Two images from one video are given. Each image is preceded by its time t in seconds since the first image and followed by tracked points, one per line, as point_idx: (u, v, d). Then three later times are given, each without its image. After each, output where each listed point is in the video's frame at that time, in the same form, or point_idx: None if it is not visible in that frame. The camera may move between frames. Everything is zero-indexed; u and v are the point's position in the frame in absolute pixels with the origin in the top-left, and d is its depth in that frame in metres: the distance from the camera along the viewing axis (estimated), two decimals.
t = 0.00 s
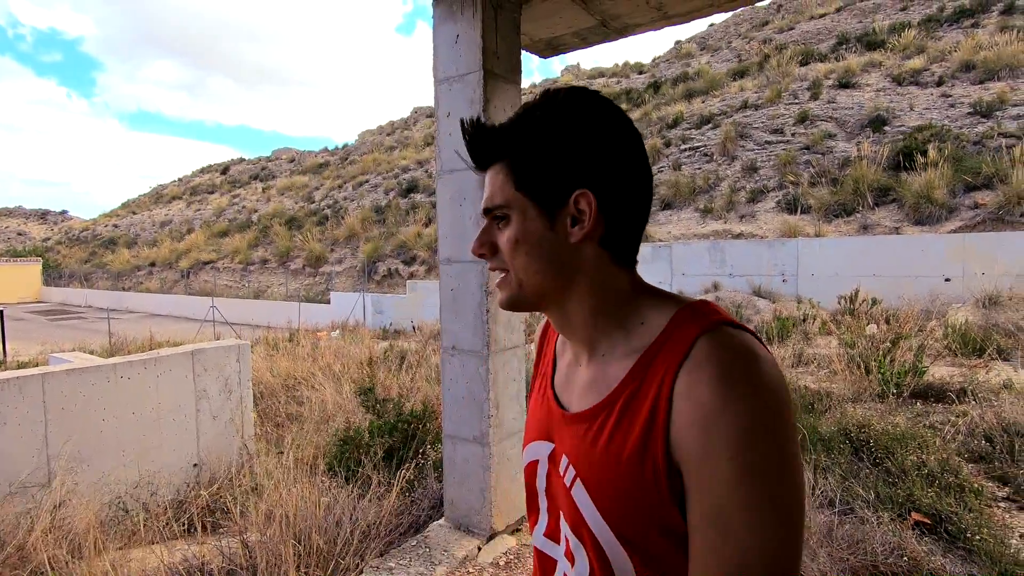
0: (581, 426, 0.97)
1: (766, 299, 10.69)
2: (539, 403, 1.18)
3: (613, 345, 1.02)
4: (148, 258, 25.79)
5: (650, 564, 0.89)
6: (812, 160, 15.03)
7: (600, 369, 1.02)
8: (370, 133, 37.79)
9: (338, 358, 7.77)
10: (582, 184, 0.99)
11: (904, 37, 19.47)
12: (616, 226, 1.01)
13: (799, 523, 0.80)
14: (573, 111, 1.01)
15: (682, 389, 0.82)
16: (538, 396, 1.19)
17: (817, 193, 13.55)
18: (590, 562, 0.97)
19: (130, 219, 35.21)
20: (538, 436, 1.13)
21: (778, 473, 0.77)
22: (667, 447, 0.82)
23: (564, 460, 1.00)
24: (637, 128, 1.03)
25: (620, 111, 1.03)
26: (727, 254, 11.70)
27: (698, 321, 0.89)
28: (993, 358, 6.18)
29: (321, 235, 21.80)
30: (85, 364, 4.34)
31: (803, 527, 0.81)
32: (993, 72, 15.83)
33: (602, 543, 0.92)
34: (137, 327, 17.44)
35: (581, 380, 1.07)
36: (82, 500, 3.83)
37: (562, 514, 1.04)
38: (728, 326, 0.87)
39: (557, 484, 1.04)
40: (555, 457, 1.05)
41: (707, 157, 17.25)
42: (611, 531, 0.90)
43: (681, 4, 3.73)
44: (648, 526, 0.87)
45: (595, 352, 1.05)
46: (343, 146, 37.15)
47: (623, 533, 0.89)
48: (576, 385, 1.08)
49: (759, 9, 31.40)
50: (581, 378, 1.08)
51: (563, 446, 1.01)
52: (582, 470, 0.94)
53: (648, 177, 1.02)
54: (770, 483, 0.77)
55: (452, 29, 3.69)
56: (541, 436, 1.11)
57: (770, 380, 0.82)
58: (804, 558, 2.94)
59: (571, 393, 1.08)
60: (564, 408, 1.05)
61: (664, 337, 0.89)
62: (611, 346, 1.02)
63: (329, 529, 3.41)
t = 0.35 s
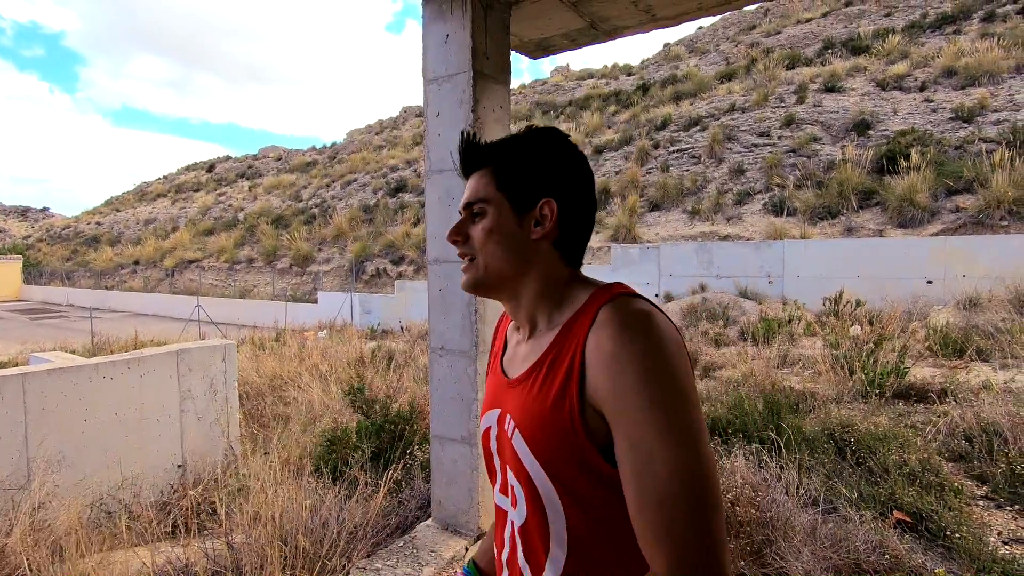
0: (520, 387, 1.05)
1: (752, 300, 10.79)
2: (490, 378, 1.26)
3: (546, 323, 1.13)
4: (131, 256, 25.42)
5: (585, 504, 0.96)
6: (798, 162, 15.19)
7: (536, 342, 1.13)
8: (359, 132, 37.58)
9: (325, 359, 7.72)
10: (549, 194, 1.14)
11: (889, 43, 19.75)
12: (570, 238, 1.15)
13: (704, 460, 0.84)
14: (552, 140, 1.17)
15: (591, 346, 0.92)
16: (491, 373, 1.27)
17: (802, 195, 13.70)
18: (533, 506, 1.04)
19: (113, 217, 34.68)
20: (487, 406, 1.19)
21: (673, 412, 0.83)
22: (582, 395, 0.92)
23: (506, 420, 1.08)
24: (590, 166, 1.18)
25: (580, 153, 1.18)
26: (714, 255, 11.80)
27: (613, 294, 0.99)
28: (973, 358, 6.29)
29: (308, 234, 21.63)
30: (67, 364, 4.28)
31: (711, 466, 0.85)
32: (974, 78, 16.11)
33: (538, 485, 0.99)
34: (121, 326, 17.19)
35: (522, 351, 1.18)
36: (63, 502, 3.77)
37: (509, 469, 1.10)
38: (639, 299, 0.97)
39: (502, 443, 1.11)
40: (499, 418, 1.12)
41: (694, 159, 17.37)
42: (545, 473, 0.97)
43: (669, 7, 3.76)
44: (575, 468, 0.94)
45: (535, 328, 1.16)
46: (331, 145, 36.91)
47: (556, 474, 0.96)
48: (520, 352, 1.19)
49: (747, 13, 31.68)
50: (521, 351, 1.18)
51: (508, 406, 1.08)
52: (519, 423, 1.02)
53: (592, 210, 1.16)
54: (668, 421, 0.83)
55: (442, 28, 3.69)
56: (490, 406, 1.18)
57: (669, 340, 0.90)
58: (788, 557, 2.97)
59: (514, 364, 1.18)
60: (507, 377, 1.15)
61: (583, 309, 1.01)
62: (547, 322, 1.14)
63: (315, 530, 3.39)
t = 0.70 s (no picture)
0: (493, 371, 1.11)
1: (738, 299, 10.89)
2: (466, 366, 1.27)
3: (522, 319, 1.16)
4: (114, 250, 25.05)
5: (548, 477, 1.04)
6: (785, 163, 15.33)
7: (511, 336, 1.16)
8: (348, 127, 37.30)
9: (312, 355, 7.68)
10: (525, 200, 1.15)
11: (875, 45, 19.97)
12: (545, 238, 1.18)
13: (638, 446, 0.94)
14: (529, 141, 1.19)
15: (554, 335, 1.00)
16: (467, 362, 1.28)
17: (789, 196, 13.84)
18: (502, 478, 1.10)
19: (96, 210, 34.13)
20: (464, 389, 1.23)
21: (616, 397, 0.93)
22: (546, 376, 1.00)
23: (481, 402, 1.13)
24: (563, 169, 1.20)
25: (551, 152, 1.20)
26: (702, 254, 11.88)
27: (576, 289, 1.07)
28: (953, 357, 6.39)
29: (295, 229, 21.46)
30: (47, 359, 4.21)
31: (645, 453, 0.95)
32: (957, 81, 16.35)
33: (509, 458, 1.05)
34: (103, 321, 16.95)
35: (497, 341, 1.21)
36: (42, 498, 3.71)
37: (483, 445, 1.15)
38: (601, 295, 1.06)
39: (476, 423, 1.15)
40: (475, 400, 1.17)
41: (683, 158, 17.46)
42: (514, 447, 1.04)
43: (659, 5, 3.77)
44: (541, 441, 1.02)
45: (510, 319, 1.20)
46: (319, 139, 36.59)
47: (524, 447, 1.03)
48: (495, 340, 1.22)
49: (736, 13, 31.86)
50: (496, 340, 1.21)
51: (482, 389, 1.14)
52: (492, 403, 1.08)
53: (564, 212, 1.17)
54: (606, 407, 0.92)
55: (431, 23, 3.67)
56: (466, 389, 1.22)
57: (620, 332, 0.99)
58: (772, 552, 3.01)
59: (490, 352, 1.21)
60: (483, 364, 1.17)
61: (549, 303, 1.08)
62: (518, 315, 1.17)
63: (301, 527, 3.37)
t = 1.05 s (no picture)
0: (493, 375, 1.10)
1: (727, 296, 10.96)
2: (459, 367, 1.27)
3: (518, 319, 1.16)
4: (99, 245, 24.72)
5: (554, 483, 1.04)
6: (774, 161, 15.43)
7: (505, 336, 1.16)
8: (338, 122, 37.04)
9: (300, 351, 7.64)
10: (530, 197, 1.15)
11: (863, 46, 20.13)
12: (546, 237, 1.18)
13: (649, 449, 0.94)
14: (531, 132, 1.17)
15: (560, 341, 0.99)
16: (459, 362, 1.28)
17: (777, 194, 13.94)
18: (503, 487, 1.09)
19: (81, 204, 33.64)
20: (457, 394, 1.22)
21: (628, 402, 0.93)
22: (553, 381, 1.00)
23: (479, 407, 1.12)
24: (565, 163, 1.19)
25: (554, 145, 1.19)
26: (692, 252, 11.94)
27: (577, 290, 1.06)
28: (937, 355, 6.48)
29: (284, 225, 21.31)
30: (30, 355, 4.14)
31: (656, 455, 0.96)
32: (943, 82, 16.53)
33: (510, 465, 1.05)
34: (88, 317, 16.73)
35: (492, 343, 1.21)
36: (26, 496, 3.66)
37: (479, 452, 1.15)
38: (603, 295, 1.05)
39: (473, 429, 1.15)
40: (470, 406, 1.16)
41: (673, 156, 17.54)
42: (516, 454, 1.03)
43: (649, 3, 3.77)
44: (546, 448, 1.02)
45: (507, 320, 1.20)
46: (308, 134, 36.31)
47: (529, 454, 1.03)
48: (490, 343, 1.21)
49: (727, 12, 31.98)
50: (492, 342, 1.21)
51: (479, 394, 1.13)
52: (492, 410, 1.07)
53: (565, 208, 1.18)
54: (616, 411, 0.93)
55: (421, 17, 3.65)
56: (459, 394, 1.21)
57: (627, 334, 1.00)
58: (758, 548, 3.04)
59: (484, 355, 1.21)
60: (479, 369, 1.17)
61: (552, 305, 1.07)
62: (515, 315, 1.17)
63: (288, 524, 3.35)
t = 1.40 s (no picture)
0: (536, 398, 1.00)
1: (718, 295, 11.01)
2: (478, 388, 1.12)
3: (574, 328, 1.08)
4: (87, 244, 24.47)
5: (612, 518, 0.96)
6: (764, 161, 15.53)
7: (549, 347, 1.06)
8: (329, 121, 36.86)
9: (291, 351, 7.60)
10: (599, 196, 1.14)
11: (852, 46, 20.29)
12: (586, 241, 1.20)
13: (730, 467, 0.93)
14: (589, 124, 1.13)
15: (633, 357, 0.92)
16: (477, 381, 1.13)
17: (768, 194, 14.03)
18: (549, 528, 1.00)
19: (68, 203, 33.29)
20: (479, 418, 1.10)
21: (711, 422, 0.91)
22: (624, 402, 0.92)
23: (517, 432, 1.01)
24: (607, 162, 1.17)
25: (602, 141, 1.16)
26: (683, 251, 11.97)
27: (634, 297, 1.00)
28: (925, 353, 6.54)
29: (275, 224, 21.19)
30: (14, 355, 4.09)
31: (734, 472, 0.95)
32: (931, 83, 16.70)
33: (562, 498, 0.96)
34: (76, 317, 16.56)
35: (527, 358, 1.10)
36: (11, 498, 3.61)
37: (513, 483, 1.04)
38: (653, 300, 1.00)
39: (509, 457, 1.03)
40: (503, 431, 1.04)
41: (665, 156, 17.61)
42: (572, 486, 0.95)
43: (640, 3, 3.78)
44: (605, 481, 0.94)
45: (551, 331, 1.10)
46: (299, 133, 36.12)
47: (586, 489, 0.94)
48: (523, 360, 1.10)
49: (718, 13, 32.11)
50: (525, 356, 1.10)
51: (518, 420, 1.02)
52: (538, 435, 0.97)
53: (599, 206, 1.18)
54: (706, 435, 0.90)
55: (412, 15, 3.63)
56: (483, 417, 1.09)
57: (700, 347, 0.96)
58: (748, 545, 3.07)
59: (517, 372, 1.09)
60: (514, 390, 1.05)
61: (608, 313, 0.98)
62: (561, 322, 1.07)
63: (278, 525, 3.34)
